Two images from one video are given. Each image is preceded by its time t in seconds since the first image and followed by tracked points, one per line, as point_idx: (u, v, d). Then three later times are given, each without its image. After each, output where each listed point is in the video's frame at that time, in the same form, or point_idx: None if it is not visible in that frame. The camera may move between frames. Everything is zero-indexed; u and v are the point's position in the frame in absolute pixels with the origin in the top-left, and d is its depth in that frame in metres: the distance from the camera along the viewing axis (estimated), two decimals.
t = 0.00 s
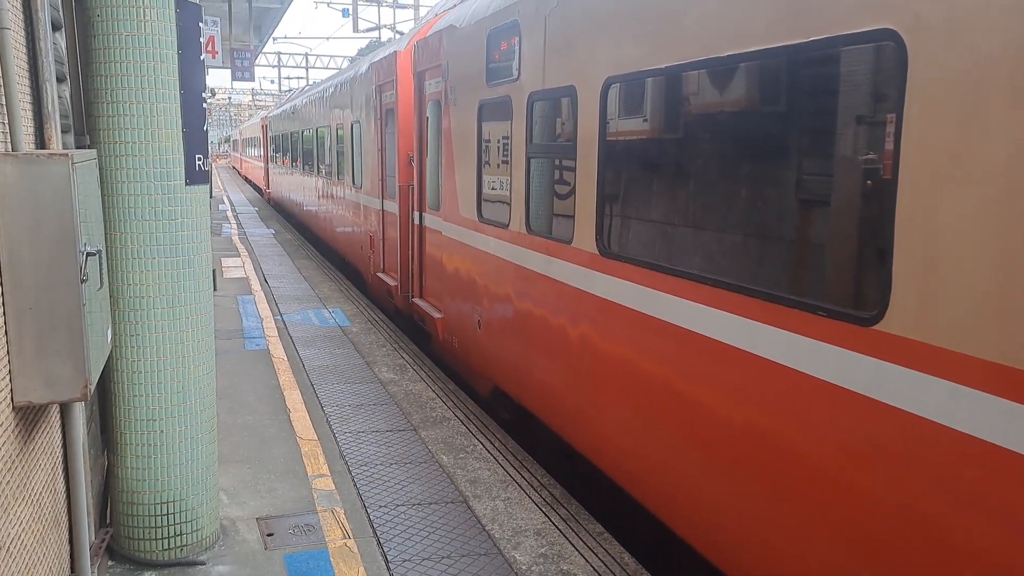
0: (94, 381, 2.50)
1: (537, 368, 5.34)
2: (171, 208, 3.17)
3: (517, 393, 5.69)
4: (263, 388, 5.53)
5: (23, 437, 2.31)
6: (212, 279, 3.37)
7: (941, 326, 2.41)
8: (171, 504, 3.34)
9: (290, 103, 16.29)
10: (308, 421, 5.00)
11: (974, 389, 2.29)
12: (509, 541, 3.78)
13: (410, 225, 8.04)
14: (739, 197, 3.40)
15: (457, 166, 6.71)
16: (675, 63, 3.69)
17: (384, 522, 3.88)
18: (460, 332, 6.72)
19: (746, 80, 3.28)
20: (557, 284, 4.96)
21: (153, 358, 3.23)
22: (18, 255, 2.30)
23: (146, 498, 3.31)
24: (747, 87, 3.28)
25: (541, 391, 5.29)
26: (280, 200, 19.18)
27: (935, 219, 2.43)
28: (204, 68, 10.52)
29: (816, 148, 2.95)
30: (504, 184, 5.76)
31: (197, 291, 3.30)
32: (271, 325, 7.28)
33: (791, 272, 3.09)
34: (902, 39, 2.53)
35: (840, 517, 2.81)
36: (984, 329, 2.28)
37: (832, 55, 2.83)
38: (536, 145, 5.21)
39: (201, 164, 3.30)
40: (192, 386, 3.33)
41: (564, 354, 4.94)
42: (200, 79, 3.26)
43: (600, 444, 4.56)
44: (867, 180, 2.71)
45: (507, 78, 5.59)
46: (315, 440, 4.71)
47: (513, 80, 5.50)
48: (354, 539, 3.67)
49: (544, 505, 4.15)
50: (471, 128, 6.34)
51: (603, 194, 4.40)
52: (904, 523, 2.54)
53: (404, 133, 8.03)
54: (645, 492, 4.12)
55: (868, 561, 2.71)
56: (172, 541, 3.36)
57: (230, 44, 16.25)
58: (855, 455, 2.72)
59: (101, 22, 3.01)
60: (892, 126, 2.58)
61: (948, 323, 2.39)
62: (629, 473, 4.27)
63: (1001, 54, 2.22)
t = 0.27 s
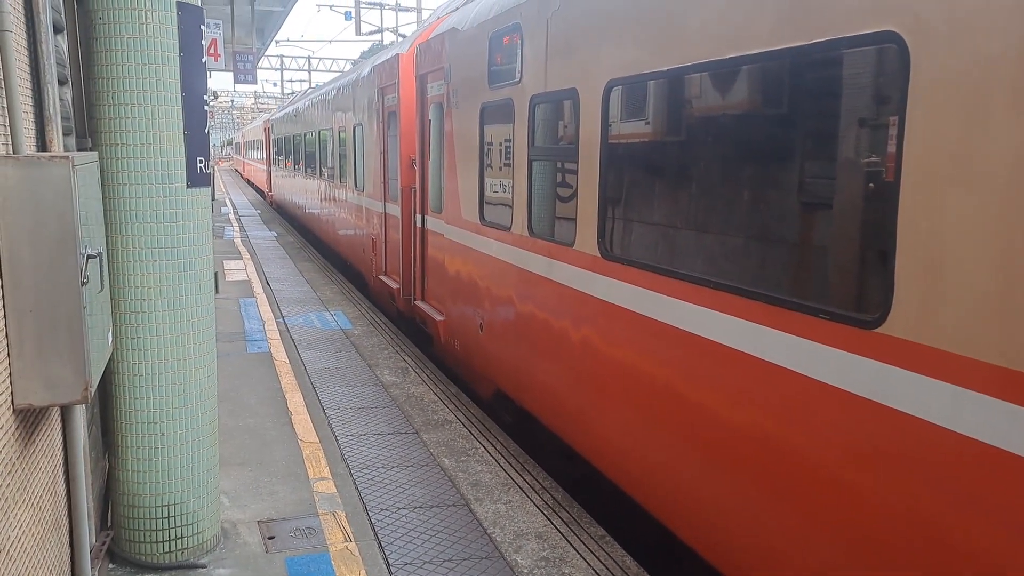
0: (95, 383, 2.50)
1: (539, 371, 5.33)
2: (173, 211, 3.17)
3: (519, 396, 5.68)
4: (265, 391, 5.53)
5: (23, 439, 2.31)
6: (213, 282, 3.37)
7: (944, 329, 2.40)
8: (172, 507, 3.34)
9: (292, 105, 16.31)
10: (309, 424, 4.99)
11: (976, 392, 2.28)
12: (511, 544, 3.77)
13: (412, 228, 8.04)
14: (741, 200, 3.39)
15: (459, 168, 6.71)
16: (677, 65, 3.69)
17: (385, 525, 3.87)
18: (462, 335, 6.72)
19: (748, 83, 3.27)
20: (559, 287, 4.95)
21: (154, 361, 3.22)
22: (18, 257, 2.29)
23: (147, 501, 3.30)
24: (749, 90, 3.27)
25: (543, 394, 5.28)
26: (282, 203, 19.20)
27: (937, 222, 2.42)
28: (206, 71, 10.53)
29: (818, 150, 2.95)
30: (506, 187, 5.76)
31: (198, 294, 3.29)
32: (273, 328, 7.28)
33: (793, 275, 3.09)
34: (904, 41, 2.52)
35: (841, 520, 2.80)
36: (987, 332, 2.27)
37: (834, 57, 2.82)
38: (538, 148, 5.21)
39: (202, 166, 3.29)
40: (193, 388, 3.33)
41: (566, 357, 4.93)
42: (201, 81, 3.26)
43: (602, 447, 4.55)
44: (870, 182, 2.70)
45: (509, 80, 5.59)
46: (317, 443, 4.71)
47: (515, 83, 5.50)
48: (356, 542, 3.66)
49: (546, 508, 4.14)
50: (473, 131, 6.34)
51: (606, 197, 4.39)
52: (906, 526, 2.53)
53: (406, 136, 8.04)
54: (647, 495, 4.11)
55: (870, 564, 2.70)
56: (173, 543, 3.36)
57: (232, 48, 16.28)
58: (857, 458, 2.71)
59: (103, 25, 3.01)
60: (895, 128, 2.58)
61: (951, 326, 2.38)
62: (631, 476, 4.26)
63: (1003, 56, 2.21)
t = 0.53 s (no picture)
0: (94, 386, 2.49)
1: (540, 374, 5.33)
2: (173, 213, 3.17)
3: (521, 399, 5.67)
4: (266, 393, 5.52)
5: (22, 442, 2.31)
6: (213, 284, 3.37)
7: (946, 332, 2.39)
8: (173, 510, 3.33)
9: (294, 108, 16.32)
10: (311, 427, 4.99)
11: (979, 395, 2.27)
12: (512, 547, 3.76)
13: (414, 231, 8.03)
14: (744, 203, 3.38)
15: (461, 171, 6.71)
16: (679, 68, 3.68)
17: (386, 527, 3.86)
18: (464, 337, 6.71)
19: (751, 85, 3.26)
20: (561, 289, 4.95)
21: (155, 363, 3.22)
22: (18, 260, 2.29)
23: (147, 504, 3.30)
24: (751, 93, 3.26)
25: (545, 397, 5.27)
26: (285, 206, 19.21)
27: (939, 225, 2.42)
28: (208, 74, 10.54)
29: (821, 153, 2.94)
30: (508, 189, 5.75)
31: (199, 296, 3.29)
32: (275, 330, 7.28)
33: (796, 277, 3.08)
34: (906, 44, 2.52)
35: (843, 523, 2.79)
36: (990, 335, 2.26)
37: (836, 59, 2.81)
38: (540, 151, 5.20)
39: (202, 168, 3.29)
40: (193, 391, 3.33)
41: (568, 360, 4.92)
42: (202, 84, 3.26)
43: (604, 450, 4.54)
44: (872, 185, 2.69)
45: (511, 83, 5.59)
46: (318, 445, 4.70)
47: (517, 85, 5.49)
48: (356, 545, 3.66)
49: (547, 510, 4.13)
50: (475, 133, 6.33)
51: (608, 199, 4.39)
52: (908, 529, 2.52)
53: (408, 138, 8.04)
54: (648, 498, 4.10)
55: (872, 567, 2.69)
56: (173, 546, 3.35)
57: (235, 50, 16.30)
58: (860, 461, 2.70)
59: (104, 27, 3.01)
60: (897, 131, 2.57)
61: (954, 329, 2.37)
62: (633, 479, 4.24)
63: (1006, 58, 2.20)
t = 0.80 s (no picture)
0: (94, 388, 2.49)
1: (542, 375, 5.32)
2: (173, 214, 3.17)
3: (522, 400, 5.67)
4: (267, 395, 5.52)
5: (22, 444, 2.31)
6: (213, 286, 3.36)
7: (947, 333, 2.38)
8: (173, 512, 3.33)
9: (296, 109, 16.34)
10: (312, 428, 4.98)
11: (981, 396, 2.26)
12: (513, 549, 3.75)
13: (415, 232, 8.03)
14: (745, 205, 3.37)
15: (462, 172, 6.71)
16: (680, 69, 3.67)
17: (386, 529, 3.86)
18: (466, 339, 6.71)
19: (752, 86, 3.26)
20: (563, 291, 4.94)
21: (155, 365, 3.22)
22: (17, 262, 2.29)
23: (147, 505, 3.29)
24: (753, 94, 3.26)
25: (546, 398, 5.27)
26: (287, 207, 19.22)
27: (940, 226, 2.41)
28: (210, 75, 10.54)
29: (823, 154, 2.93)
30: (509, 191, 5.75)
31: (199, 297, 3.29)
32: (276, 332, 7.28)
33: (797, 279, 3.07)
34: (908, 45, 2.51)
35: (844, 525, 2.78)
36: (991, 337, 2.25)
37: (838, 61, 2.80)
38: (541, 152, 5.20)
39: (203, 170, 3.28)
40: (193, 392, 3.32)
41: (569, 361, 4.91)
42: (203, 85, 3.26)
43: (605, 452, 4.53)
44: (874, 186, 2.68)
45: (512, 84, 5.59)
46: (319, 447, 4.70)
47: (518, 87, 5.49)
48: (357, 547, 3.65)
49: (548, 512, 4.12)
50: (477, 135, 6.33)
51: (609, 201, 4.38)
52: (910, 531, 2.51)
53: (410, 140, 8.04)
54: (649, 500, 4.09)
55: (874, 570, 2.68)
56: (173, 548, 3.35)
57: (237, 52, 16.32)
58: (861, 463, 2.69)
59: (104, 29, 3.02)
60: (898, 132, 2.56)
61: (954, 331, 2.36)
62: (634, 481, 4.24)
63: (1007, 59, 2.19)
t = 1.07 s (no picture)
0: (91, 389, 2.48)
1: (542, 376, 5.31)
2: (171, 215, 3.17)
3: (523, 401, 5.66)
4: (267, 396, 5.52)
5: (19, 445, 2.30)
6: (212, 287, 3.36)
7: (947, 334, 2.37)
8: (172, 513, 3.32)
9: (298, 110, 16.34)
10: (312, 429, 4.98)
11: (981, 397, 2.25)
12: (512, 550, 3.75)
13: (416, 233, 8.03)
14: (745, 205, 3.37)
15: (463, 173, 6.70)
16: (680, 69, 3.67)
17: (386, 530, 3.85)
18: (466, 340, 6.70)
19: (752, 87, 3.25)
20: (563, 291, 4.94)
21: (154, 365, 3.21)
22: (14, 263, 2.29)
23: (146, 506, 3.29)
24: (753, 95, 3.25)
25: (546, 399, 5.26)
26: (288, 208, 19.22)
27: (939, 227, 2.40)
28: (210, 77, 10.55)
29: (823, 154, 2.92)
30: (509, 192, 5.75)
31: (197, 298, 3.28)
32: (277, 333, 7.28)
33: (797, 279, 3.06)
34: (908, 45, 2.50)
35: (844, 525, 2.78)
36: (990, 337, 2.25)
37: (838, 61, 2.80)
38: (541, 153, 5.20)
39: (201, 170, 3.28)
40: (192, 393, 3.32)
41: (569, 362, 4.91)
42: (202, 86, 3.25)
43: (605, 452, 4.53)
44: (875, 186, 2.67)
45: (512, 85, 5.58)
46: (319, 448, 4.70)
47: (518, 87, 5.49)
48: (356, 548, 3.65)
49: (548, 513, 4.12)
50: (477, 135, 6.32)
51: (609, 201, 4.38)
52: (910, 531, 2.51)
53: (410, 140, 8.04)
54: (650, 501, 4.08)
55: (874, 571, 2.67)
56: (172, 549, 3.35)
57: (238, 53, 16.34)
58: (861, 463, 2.68)
59: (103, 29, 3.02)
60: (898, 132, 2.55)
61: (954, 331, 2.35)
62: (634, 482, 4.23)
63: (1006, 60, 2.19)
